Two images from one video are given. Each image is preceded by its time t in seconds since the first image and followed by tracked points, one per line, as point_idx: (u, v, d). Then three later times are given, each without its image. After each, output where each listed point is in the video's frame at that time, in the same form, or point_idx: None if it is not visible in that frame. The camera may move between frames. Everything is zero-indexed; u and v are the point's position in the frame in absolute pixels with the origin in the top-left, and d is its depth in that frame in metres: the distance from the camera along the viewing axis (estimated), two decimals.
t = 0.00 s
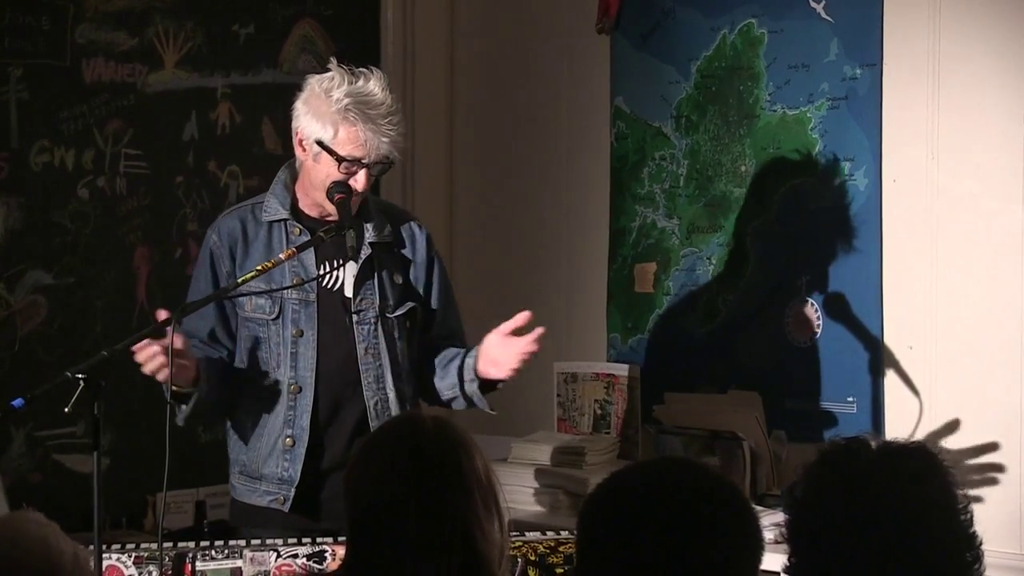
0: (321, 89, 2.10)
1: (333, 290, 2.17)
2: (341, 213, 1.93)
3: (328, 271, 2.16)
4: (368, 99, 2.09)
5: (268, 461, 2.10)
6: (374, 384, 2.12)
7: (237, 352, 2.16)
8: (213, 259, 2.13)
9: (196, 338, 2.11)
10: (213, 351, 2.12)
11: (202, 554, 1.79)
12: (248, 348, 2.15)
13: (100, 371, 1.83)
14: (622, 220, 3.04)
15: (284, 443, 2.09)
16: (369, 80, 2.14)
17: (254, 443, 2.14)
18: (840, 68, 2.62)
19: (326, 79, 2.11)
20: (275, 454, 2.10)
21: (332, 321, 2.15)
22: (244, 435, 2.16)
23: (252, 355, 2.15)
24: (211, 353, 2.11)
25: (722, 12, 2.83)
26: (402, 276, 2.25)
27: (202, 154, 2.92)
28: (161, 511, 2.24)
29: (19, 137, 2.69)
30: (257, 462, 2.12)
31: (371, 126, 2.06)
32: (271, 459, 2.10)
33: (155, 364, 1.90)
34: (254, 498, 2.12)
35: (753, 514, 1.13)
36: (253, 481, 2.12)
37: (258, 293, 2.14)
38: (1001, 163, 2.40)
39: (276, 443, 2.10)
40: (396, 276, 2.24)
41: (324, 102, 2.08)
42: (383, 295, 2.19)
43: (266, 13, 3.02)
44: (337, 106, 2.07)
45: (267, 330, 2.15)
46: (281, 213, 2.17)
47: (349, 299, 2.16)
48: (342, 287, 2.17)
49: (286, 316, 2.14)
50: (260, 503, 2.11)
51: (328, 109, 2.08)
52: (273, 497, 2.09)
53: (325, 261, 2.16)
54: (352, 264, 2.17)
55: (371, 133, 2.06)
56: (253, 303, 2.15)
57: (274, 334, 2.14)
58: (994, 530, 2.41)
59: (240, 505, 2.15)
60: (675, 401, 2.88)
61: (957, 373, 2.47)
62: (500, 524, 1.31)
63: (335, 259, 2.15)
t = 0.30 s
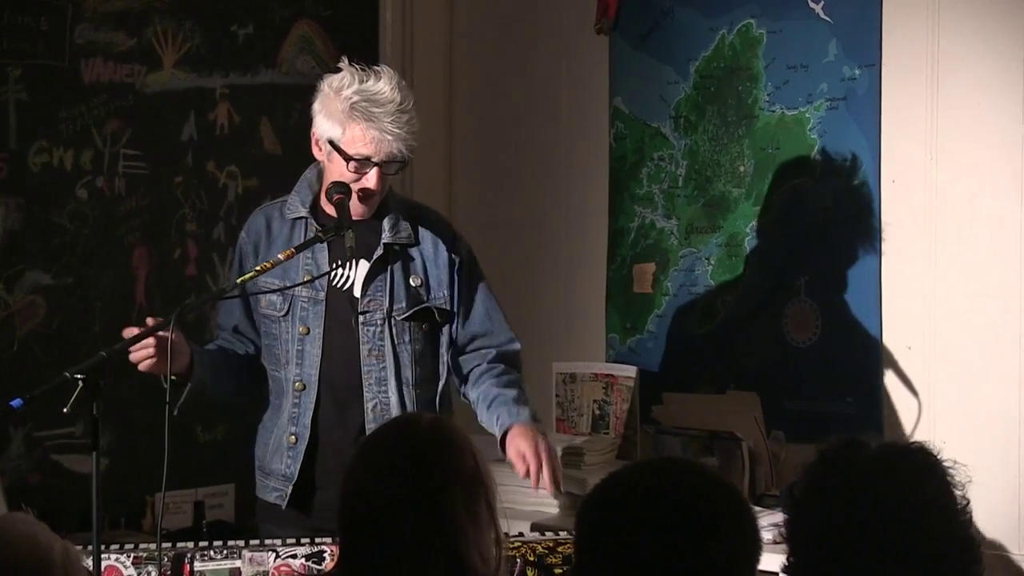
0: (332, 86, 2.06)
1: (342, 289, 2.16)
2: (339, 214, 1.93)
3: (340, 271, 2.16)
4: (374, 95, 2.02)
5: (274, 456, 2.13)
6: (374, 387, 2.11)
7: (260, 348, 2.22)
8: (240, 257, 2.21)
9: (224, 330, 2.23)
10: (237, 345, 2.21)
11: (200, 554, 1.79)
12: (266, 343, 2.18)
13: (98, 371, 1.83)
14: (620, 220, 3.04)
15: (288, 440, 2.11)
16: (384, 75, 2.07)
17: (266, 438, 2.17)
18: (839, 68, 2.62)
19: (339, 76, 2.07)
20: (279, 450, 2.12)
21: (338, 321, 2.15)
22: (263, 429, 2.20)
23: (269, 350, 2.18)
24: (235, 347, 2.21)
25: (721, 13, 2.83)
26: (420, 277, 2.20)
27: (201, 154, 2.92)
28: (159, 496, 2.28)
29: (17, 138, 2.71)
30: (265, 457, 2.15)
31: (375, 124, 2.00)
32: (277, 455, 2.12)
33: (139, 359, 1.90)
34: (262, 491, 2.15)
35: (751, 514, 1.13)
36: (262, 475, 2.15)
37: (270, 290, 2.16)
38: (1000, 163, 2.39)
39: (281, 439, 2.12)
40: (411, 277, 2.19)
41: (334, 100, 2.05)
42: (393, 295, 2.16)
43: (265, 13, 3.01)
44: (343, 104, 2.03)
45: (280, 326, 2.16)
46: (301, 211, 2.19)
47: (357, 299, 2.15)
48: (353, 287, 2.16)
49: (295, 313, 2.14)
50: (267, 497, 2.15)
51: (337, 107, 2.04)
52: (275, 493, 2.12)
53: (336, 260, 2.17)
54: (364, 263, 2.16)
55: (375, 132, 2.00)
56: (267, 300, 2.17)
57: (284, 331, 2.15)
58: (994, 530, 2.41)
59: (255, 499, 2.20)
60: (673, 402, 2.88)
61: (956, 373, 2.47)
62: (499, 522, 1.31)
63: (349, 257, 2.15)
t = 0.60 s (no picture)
0: (340, 85, 2.04)
1: (348, 288, 2.16)
2: (335, 212, 1.94)
3: (347, 270, 2.16)
4: (379, 97, 1.99)
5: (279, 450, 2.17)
6: (372, 387, 2.11)
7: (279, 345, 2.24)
8: (265, 248, 2.26)
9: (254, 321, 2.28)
10: (264, 340, 2.26)
11: (199, 554, 1.79)
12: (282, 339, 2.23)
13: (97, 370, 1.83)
14: (619, 220, 3.04)
15: (290, 435, 2.14)
16: (392, 74, 2.04)
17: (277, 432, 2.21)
18: (837, 67, 2.62)
19: (348, 75, 2.05)
20: (283, 445, 2.16)
21: (342, 320, 2.15)
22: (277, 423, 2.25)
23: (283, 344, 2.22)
24: (262, 343, 2.26)
25: (719, 13, 2.83)
26: (428, 278, 2.15)
27: (199, 154, 2.92)
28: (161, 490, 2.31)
29: (16, 138, 2.69)
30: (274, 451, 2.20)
31: (378, 127, 1.98)
32: (281, 449, 2.16)
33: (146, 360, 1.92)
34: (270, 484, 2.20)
35: (748, 512, 1.13)
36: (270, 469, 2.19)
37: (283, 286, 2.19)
38: (1000, 162, 2.39)
39: (285, 434, 2.16)
40: (417, 278, 2.15)
41: (341, 100, 2.03)
42: (395, 294, 2.14)
43: (263, 12, 3.02)
44: (349, 106, 2.01)
45: (290, 322, 2.19)
46: (316, 208, 2.18)
47: (360, 298, 2.15)
48: (358, 285, 2.16)
49: (303, 310, 2.17)
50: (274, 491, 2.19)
51: (344, 108, 2.03)
52: (277, 487, 2.16)
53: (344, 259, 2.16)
54: (371, 261, 2.15)
55: (379, 135, 1.98)
56: (281, 295, 2.21)
57: (294, 327, 2.19)
58: (994, 530, 2.40)
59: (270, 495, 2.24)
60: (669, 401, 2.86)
61: (955, 374, 2.47)
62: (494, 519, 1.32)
63: (357, 257, 2.15)
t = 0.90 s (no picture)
0: (338, 87, 2.04)
1: (350, 289, 2.15)
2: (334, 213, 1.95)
3: (349, 271, 2.16)
4: (379, 98, 1.99)
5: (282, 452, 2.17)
6: (376, 388, 2.11)
7: (280, 347, 2.25)
8: (264, 248, 2.26)
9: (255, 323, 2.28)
10: (265, 343, 2.26)
11: (198, 554, 1.79)
12: (283, 341, 2.23)
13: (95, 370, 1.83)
14: (618, 219, 3.04)
15: (292, 437, 2.14)
16: (390, 75, 2.04)
17: (280, 435, 2.21)
18: (837, 67, 2.62)
19: (346, 77, 2.04)
20: (285, 446, 2.16)
21: (346, 321, 2.14)
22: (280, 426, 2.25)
23: (285, 346, 2.22)
24: (264, 347, 2.26)
25: (718, 13, 2.83)
26: (430, 278, 2.15)
27: (198, 154, 2.93)
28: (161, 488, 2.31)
29: (15, 136, 2.66)
30: (277, 454, 2.20)
31: (378, 128, 1.98)
32: (284, 451, 2.17)
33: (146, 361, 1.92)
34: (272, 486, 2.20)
35: (747, 512, 1.13)
36: (273, 472, 2.19)
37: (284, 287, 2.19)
38: (999, 162, 2.39)
39: (287, 436, 2.16)
40: (419, 278, 2.15)
41: (340, 102, 2.03)
42: (398, 295, 2.14)
43: (262, 12, 3.02)
44: (348, 108, 2.01)
45: (292, 324, 2.19)
46: (317, 210, 2.18)
47: (363, 299, 2.14)
48: (360, 286, 2.15)
49: (305, 312, 2.17)
50: (276, 493, 2.19)
51: (343, 110, 2.03)
52: (280, 489, 2.16)
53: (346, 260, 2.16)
54: (372, 262, 2.14)
55: (378, 136, 1.98)
56: (283, 296, 2.21)
57: (296, 329, 2.19)
58: (992, 530, 2.41)
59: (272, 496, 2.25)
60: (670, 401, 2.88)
61: (954, 374, 2.47)
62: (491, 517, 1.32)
63: (358, 257, 2.15)
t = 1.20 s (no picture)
0: (330, 85, 2.04)
1: (348, 288, 2.15)
2: (334, 212, 1.93)
3: (346, 271, 2.16)
4: (369, 95, 2.00)
5: (282, 455, 2.16)
6: (376, 387, 2.11)
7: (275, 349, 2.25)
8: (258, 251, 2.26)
9: (248, 327, 2.28)
10: (259, 345, 2.26)
11: (198, 554, 1.79)
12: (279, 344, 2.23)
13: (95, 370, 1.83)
14: (618, 219, 3.04)
15: (293, 439, 2.14)
16: (381, 72, 2.05)
17: (278, 437, 2.20)
18: (837, 67, 2.62)
19: (338, 75, 2.05)
20: (286, 449, 2.15)
21: (344, 320, 2.14)
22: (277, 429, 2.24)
23: (281, 348, 2.22)
24: (256, 348, 2.25)
25: (718, 13, 2.83)
26: (427, 276, 2.15)
27: (198, 154, 2.93)
28: (160, 488, 2.31)
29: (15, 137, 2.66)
30: (275, 456, 2.19)
31: (370, 124, 1.98)
32: (284, 454, 2.16)
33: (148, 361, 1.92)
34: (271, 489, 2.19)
35: (747, 512, 1.13)
36: (272, 475, 2.19)
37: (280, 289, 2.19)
38: (999, 162, 2.40)
39: (288, 438, 2.15)
40: (416, 276, 2.15)
41: (332, 100, 2.04)
42: (395, 293, 2.14)
43: (262, 12, 3.02)
44: (340, 105, 2.02)
45: (288, 326, 2.19)
46: (312, 211, 2.18)
47: (361, 299, 2.14)
48: (357, 286, 2.15)
49: (303, 313, 2.17)
50: (276, 496, 2.18)
51: (335, 107, 2.03)
52: (281, 491, 2.15)
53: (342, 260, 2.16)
54: (368, 262, 2.14)
55: (371, 132, 1.98)
56: (278, 298, 2.21)
57: (293, 331, 2.18)
58: (992, 530, 2.41)
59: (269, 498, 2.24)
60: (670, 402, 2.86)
61: (954, 373, 2.47)
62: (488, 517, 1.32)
63: (355, 257, 2.15)
